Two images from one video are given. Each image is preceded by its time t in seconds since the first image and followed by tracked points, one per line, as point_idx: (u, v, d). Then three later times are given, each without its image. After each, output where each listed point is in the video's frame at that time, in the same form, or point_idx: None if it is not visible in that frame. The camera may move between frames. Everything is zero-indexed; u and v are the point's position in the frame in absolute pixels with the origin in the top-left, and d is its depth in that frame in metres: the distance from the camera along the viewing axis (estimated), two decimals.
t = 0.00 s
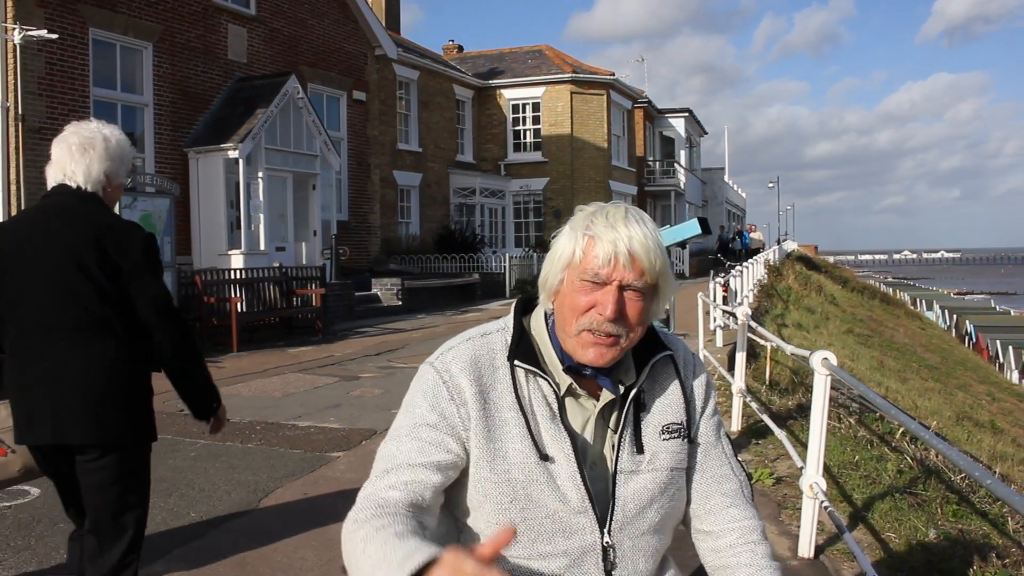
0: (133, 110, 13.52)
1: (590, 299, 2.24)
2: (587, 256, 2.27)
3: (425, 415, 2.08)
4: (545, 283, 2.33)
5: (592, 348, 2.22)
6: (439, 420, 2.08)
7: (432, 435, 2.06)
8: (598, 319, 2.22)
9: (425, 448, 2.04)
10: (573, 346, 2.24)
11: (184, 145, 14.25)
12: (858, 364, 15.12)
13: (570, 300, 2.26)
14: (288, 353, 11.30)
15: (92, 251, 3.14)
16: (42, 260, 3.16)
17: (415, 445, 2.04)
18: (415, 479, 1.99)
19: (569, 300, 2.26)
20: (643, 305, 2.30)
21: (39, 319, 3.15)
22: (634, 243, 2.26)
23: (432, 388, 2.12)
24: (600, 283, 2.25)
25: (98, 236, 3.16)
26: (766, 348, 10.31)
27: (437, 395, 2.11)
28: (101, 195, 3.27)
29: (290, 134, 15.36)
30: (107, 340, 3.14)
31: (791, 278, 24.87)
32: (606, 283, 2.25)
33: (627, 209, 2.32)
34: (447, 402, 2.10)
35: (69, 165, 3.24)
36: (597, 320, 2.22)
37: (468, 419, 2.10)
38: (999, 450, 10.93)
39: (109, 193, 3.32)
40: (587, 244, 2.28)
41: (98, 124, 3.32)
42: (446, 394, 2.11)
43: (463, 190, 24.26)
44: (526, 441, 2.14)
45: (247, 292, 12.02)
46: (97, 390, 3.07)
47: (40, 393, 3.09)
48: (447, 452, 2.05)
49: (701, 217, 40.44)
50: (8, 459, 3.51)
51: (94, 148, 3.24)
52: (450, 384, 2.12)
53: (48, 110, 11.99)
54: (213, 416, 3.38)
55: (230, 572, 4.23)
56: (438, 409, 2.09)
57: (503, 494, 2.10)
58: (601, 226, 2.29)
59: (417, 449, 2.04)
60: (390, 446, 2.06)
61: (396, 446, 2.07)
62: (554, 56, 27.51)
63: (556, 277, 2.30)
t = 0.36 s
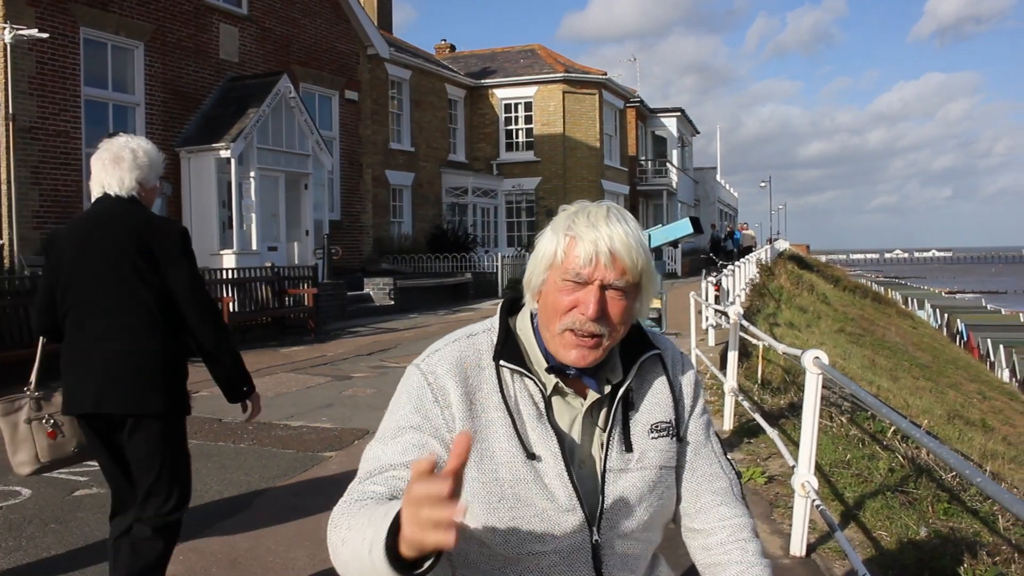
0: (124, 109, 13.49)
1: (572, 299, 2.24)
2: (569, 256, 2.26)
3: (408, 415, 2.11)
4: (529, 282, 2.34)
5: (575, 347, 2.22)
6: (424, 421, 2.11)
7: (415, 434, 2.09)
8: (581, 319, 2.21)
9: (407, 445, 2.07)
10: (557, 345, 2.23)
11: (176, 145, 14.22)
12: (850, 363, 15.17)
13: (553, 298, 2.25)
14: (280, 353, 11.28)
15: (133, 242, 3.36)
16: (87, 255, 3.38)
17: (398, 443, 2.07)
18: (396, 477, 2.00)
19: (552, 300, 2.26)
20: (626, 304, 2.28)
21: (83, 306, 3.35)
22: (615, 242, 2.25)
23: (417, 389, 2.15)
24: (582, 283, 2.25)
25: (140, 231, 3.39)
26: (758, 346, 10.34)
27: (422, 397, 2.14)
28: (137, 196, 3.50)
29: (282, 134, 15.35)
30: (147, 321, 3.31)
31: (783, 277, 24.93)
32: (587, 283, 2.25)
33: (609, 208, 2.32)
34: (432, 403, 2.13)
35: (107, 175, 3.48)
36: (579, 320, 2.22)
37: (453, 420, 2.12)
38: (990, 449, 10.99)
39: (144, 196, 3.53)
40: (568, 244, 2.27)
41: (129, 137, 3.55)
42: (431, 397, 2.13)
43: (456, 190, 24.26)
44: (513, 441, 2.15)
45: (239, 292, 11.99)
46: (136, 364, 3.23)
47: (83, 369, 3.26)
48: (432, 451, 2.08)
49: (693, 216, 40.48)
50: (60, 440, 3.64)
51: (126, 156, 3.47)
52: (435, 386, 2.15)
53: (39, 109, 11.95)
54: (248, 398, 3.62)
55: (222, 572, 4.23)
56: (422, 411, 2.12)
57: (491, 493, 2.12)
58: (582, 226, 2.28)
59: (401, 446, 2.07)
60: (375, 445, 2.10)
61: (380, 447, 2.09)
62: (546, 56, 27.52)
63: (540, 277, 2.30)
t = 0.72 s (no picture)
0: (115, 107, 13.44)
1: (551, 296, 2.20)
2: (545, 253, 2.23)
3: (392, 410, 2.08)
4: (508, 282, 2.31)
5: (556, 343, 2.17)
6: (408, 415, 2.08)
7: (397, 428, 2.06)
8: (560, 316, 2.18)
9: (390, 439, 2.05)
10: (537, 342, 2.20)
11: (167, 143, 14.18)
12: (841, 362, 15.24)
13: (532, 297, 2.22)
14: (271, 352, 11.27)
15: (189, 240, 3.60)
16: (146, 252, 3.62)
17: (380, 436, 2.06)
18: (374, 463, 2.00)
19: (531, 298, 2.22)
20: (605, 299, 2.24)
21: (143, 301, 3.60)
22: (590, 238, 2.21)
23: (400, 384, 2.12)
24: (559, 280, 2.21)
25: (195, 230, 3.64)
26: (749, 345, 10.38)
27: (405, 391, 2.11)
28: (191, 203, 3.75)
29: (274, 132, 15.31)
30: (203, 314, 3.59)
31: (775, 276, 25.02)
32: (565, 280, 2.21)
33: (584, 204, 2.28)
34: (416, 398, 2.10)
35: (165, 183, 3.72)
36: (558, 318, 2.18)
37: (436, 415, 2.10)
38: (979, 447, 11.06)
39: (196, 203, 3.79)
40: (544, 242, 2.24)
41: (183, 150, 3.81)
42: (413, 390, 2.10)
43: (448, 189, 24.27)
44: (498, 435, 2.12)
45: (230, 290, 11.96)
46: (194, 355, 3.52)
47: (143, 360, 3.53)
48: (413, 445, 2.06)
49: (685, 216, 40.56)
50: (92, 415, 4.12)
51: (182, 167, 3.72)
52: (417, 380, 2.12)
53: (29, 108, 11.90)
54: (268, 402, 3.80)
55: (212, 572, 4.22)
56: (405, 404, 2.09)
57: (477, 488, 2.09)
58: (557, 224, 2.24)
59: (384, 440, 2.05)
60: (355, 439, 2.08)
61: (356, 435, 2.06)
62: (539, 55, 27.54)
63: (518, 276, 2.26)
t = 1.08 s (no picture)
0: (99, 104, 13.34)
1: (522, 315, 2.09)
2: (512, 270, 2.10)
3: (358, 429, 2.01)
4: (475, 296, 2.19)
5: (529, 361, 2.10)
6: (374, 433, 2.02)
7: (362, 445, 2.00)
8: (532, 335, 2.09)
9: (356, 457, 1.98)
10: (509, 358, 2.12)
11: (152, 140, 14.11)
12: (826, 358, 15.34)
13: (502, 315, 2.11)
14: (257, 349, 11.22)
15: (224, 235, 3.94)
16: (186, 245, 3.94)
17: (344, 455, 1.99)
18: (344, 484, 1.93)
19: (499, 316, 2.12)
20: (576, 312, 2.15)
21: (182, 289, 3.91)
22: (559, 253, 2.09)
23: (367, 402, 2.06)
24: (528, 299, 2.09)
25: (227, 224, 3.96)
26: (734, 342, 10.43)
27: (370, 408, 2.05)
28: (221, 195, 4.07)
29: (259, 129, 15.26)
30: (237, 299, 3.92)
31: (760, 272, 25.13)
32: (535, 298, 2.09)
33: (552, 213, 2.15)
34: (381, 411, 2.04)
35: (198, 178, 4.06)
36: (531, 338, 2.09)
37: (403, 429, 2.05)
38: (963, 442, 11.16)
39: (225, 196, 4.10)
40: (511, 258, 2.11)
41: (214, 147, 4.14)
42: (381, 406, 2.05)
43: (434, 186, 24.24)
44: (469, 444, 2.07)
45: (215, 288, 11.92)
46: (232, 334, 3.84)
47: (188, 342, 3.83)
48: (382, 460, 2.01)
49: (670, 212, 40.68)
50: (167, 391, 4.49)
51: (214, 161, 4.06)
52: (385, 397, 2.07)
53: (12, 104, 11.81)
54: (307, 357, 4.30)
55: (197, 571, 4.21)
56: (370, 422, 2.02)
57: (451, 498, 2.05)
58: (524, 238, 2.11)
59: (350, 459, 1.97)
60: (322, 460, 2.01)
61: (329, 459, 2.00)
62: (524, 52, 27.55)
63: (485, 291, 2.15)
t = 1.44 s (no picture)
0: (72, 102, 13.20)
1: (473, 300, 2.10)
2: (459, 256, 2.10)
3: (329, 434, 1.99)
4: (428, 289, 2.19)
5: (485, 348, 2.10)
6: (343, 438, 1.99)
7: (333, 450, 1.98)
8: (484, 321, 2.09)
9: (328, 462, 1.97)
10: (466, 350, 2.12)
11: (126, 139, 13.99)
12: (802, 351, 15.50)
13: (453, 304, 2.12)
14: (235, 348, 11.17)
15: (224, 235, 4.30)
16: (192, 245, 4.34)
17: (317, 457, 1.98)
18: (321, 495, 1.92)
19: (451, 306, 2.12)
20: (528, 295, 2.14)
21: (191, 283, 4.32)
22: (503, 234, 2.09)
23: (333, 408, 2.01)
24: (477, 283, 2.10)
25: (227, 225, 4.31)
26: (711, 336, 10.52)
27: (338, 414, 2.01)
28: (225, 200, 4.41)
29: (234, 127, 15.17)
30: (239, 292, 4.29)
31: (736, 267, 25.32)
32: (483, 282, 2.10)
33: (495, 198, 2.14)
34: (349, 419, 2.00)
35: (205, 184, 4.41)
36: (483, 323, 2.09)
37: (371, 434, 2.00)
38: (937, 433, 11.33)
39: (229, 201, 4.44)
40: (456, 245, 2.11)
41: (219, 155, 4.48)
42: (348, 412, 2.00)
43: (410, 182, 24.19)
44: (435, 447, 2.03)
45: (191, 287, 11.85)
46: (233, 325, 4.22)
47: (194, 332, 4.24)
48: (352, 467, 1.97)
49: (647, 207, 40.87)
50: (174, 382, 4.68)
51: (218, 169, 4.39)
52: (350, 402, 2.02)
53: None
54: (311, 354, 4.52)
55: (176, 570, 4.21)
56: (338, 428, 2.00)
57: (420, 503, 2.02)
58: (468, 223, 2.11)
59: (321, 463, 1.96)
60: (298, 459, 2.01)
61: (301, 467, 1.97)
62: (500, 48, 27.55)
63: (436, 282, 2.16)
